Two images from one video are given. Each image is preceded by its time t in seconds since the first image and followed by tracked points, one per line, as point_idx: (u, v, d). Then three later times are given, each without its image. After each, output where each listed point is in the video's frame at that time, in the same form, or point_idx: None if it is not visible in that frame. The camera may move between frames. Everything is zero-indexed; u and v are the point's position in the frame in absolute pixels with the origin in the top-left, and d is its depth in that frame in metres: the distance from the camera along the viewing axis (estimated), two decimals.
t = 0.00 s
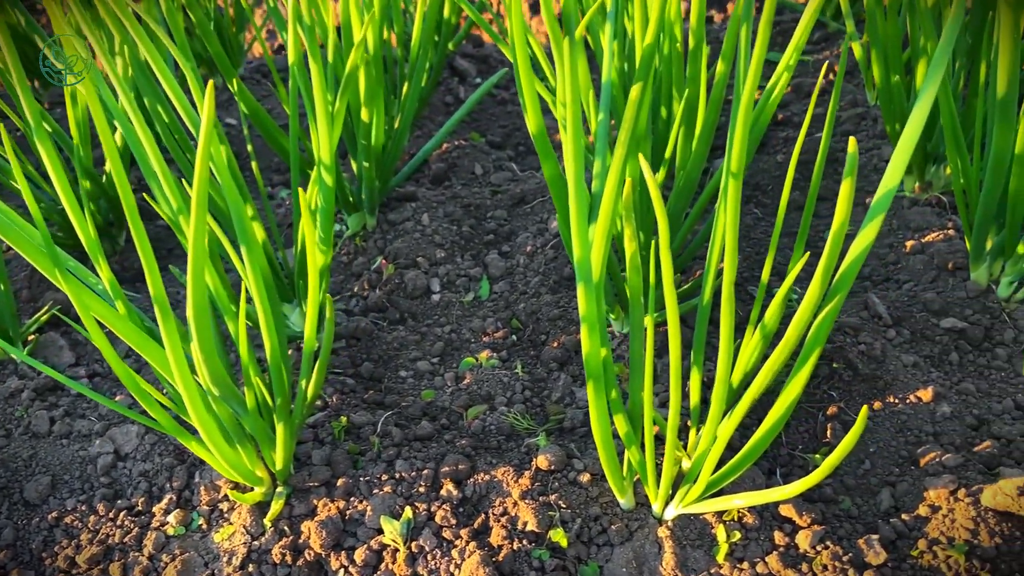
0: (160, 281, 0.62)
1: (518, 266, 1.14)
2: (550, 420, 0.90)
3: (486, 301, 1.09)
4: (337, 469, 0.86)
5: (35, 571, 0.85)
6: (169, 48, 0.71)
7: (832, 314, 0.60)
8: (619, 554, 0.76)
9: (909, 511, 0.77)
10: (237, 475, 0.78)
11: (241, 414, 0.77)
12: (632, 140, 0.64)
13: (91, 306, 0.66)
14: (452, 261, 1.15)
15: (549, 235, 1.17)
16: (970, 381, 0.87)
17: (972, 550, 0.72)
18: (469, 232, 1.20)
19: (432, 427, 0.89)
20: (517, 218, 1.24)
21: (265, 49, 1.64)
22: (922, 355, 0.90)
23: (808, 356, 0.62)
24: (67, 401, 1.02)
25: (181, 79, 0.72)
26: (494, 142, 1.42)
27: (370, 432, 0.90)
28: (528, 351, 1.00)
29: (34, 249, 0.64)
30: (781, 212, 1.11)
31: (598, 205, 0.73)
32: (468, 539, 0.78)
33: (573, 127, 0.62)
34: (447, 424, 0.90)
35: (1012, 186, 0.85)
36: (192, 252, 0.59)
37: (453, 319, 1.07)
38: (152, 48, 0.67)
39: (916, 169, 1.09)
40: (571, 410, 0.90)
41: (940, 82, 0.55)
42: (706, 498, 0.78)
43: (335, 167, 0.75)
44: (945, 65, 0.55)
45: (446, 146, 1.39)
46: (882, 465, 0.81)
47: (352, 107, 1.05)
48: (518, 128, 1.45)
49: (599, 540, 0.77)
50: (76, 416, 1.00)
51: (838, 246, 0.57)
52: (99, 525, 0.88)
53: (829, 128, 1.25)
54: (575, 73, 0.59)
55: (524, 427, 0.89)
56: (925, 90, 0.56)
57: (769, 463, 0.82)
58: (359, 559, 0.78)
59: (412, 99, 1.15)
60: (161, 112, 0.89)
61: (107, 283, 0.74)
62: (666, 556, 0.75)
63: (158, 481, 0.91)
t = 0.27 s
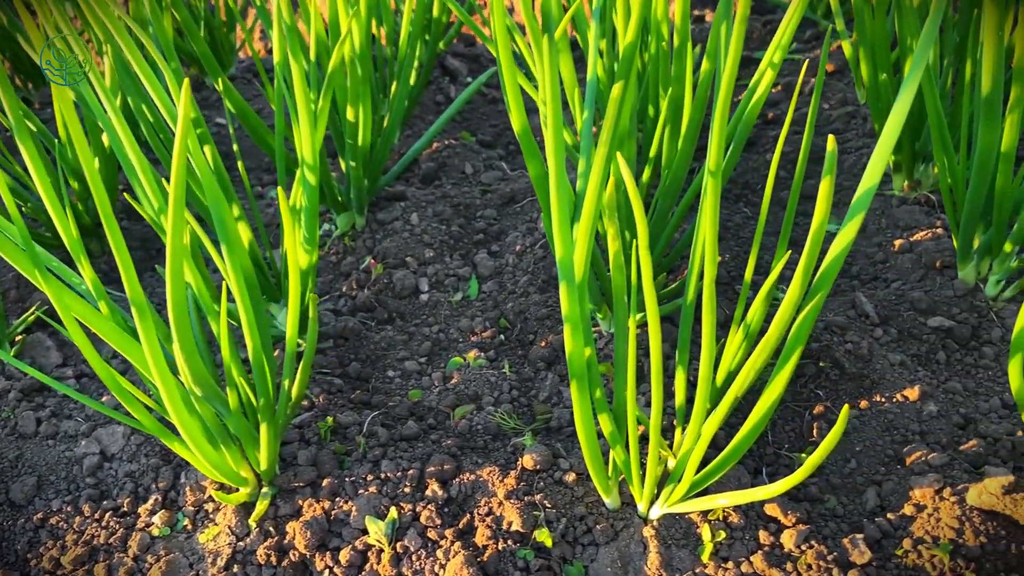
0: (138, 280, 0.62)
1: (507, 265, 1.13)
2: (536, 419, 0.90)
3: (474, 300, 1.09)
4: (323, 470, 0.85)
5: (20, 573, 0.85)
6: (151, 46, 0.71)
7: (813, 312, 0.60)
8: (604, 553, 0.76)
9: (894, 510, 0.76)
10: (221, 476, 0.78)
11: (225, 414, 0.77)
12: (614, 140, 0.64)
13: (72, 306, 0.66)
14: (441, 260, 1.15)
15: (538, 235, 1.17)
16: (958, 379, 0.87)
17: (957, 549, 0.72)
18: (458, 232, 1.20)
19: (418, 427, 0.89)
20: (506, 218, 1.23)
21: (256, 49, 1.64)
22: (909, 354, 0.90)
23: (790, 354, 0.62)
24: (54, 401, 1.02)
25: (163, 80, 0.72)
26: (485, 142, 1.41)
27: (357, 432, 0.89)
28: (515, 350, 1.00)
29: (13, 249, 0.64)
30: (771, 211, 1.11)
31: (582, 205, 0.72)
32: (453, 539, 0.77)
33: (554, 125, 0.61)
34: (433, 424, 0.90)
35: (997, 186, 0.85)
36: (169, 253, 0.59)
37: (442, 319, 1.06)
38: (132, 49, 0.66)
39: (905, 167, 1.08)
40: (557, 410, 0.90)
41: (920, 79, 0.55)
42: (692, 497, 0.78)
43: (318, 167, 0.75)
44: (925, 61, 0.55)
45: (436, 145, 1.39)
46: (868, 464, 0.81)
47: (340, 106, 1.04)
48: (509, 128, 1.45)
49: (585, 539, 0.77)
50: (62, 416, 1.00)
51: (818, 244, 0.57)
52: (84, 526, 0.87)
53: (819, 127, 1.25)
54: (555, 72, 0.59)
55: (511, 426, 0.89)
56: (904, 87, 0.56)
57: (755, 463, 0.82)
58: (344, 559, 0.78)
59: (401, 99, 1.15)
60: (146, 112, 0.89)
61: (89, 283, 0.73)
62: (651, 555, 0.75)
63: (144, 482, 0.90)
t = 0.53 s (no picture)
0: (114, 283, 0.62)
1: (495, 266, 1.13)
2: (522, 421, 0.89)
3: (462, 302, 1.08)
4: (307, 472, 0.85)
5: None
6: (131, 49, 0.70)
7: (792, 314, 0.60)
8: (588, 556, 0.76)
9: (878, 511, 0.76)
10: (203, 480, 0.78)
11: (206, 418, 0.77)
12: (593, 142, 0.63)
13: (50, 309, 0.65)
14: (429, 262, 1.15)
15: (526, 236, 1.17)
16: (944, 380, 0.87)
17: (941, 550, 0.72)
18: (446, 233, 1.20)
19: (403, 429, 0.88)
20: (495, 219, 1.23)
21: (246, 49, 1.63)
22: (895, 355, 0.90)
23: (771, 355, 0.62)
24: (40, 404, 1.01)
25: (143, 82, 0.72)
26: (475, 142, 1.41)
27: (342, 435, 0.89)
28: (502, 352, 1.00)
29: None
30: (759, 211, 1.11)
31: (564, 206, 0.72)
32: (437, 542, 0.77)
33: (531, 127, 0.61)
34: (419, 427, 0.90)
35: (982, 184, 0.85)
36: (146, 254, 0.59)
37: (429, 320, 1.06)
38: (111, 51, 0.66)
39: (892, 167, 1.08)
40: (543, 412, 0.90)
41: (896, 82, 0.55)
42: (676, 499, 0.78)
43: (299, 169, 0.75)
44: (902, 63, 0.55)
45: (425, 146, 1.39)
46: (853, 465, 0.81)
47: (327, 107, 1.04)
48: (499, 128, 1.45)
49: (569, 542, 0.77)
50: (48, 419, 0.99)
51: (796, 246, 0.57)
52: (68, 529, 0.87)
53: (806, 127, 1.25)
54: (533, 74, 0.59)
55: (496, 428, 0.88)
56: (882, 89, 0.56)
57: (740, 464, 0.82)
58: (327, 562, 0.78)
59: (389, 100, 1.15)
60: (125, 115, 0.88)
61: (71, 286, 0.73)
62: (635, 557, 0.75)
63: (129, 485, 0.90)
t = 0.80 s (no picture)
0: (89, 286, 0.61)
1: (483, 267, 1.13)
2: (508, 423, 0.89)
3: (449, 303, 1.08)
4: (291, 474, 0.85)
5: None
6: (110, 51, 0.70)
7: (770, 316, 0.60)
8: (572, 557, 0.76)
9: (862, 512, 0.76)
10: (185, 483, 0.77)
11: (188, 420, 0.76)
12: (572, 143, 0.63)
13: (29, 312, 0.65)
14: (417, 263, 1.15)
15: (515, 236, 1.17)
16: (929, 380, 0.87)
17: (924, 551, 0.72)
18: (434, 234, 1.20)
19: (388, 431, 0.88)
20: (484, 219, 1.23)
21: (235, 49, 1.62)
22: (881, 355, 0.90)
23: (751, 356, 0.62)
24: (26, 406, 1.01)
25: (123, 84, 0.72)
26: (464, 142, 1.41)
27: (327, 437, 0.89)
28: (489, 353, 0.99)
29: None
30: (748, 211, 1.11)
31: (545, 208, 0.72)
32: (420, 544, 0.77)
33: (511, 130, 0.61)
34: (404, 428, 0.90)
35: (967, 184, 0.85)
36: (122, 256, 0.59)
37: (416, 321, 1.06)
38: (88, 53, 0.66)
39: (880, 167, 1.08)
40: (529, 413, 0.90)
41: (873, 82, 0.55)
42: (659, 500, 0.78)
43: (280, 171, 0.75)
44: (879, 63, 0.54)
45: (415, 147, 1.38)
46: (838, 465, 0.80)
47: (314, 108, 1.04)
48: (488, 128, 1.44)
49: (552, 543, 0.77)
50: (33, 422, 0.99)
51: (773, 248, 0.57)
52: (52, 532, 0.87)
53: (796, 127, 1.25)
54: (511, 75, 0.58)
55: (482, 430, 0.88)
56: (859, 90, 0.56)
57: (725, 465, 0.82)
58: (311, 565, 0.77)
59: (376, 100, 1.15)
60: (106, 117, 0.88)
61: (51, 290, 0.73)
62: (618, 559, 0.75)
63: (114, 487, 0.90)
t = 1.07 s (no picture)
0: (66, 290, 0.61)
1: (471, 269, 1.13)
2: (494, 425, 0.89)
3: (438, 305, 1.08)
4: (277, 478, 0.85)
5: None
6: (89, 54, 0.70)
7: (749, 319, 0.60)
8: (556, 560, 0.76)
9: (846, 514, 0.76)
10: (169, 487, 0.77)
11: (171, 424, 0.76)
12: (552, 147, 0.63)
13: (8, 316, 0.65)
14: (405, 265, 1.15)
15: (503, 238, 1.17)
16: (914, 382, 0.87)
17: (906, 553, 0.72)
18: (423, 236, 1.20)
19: (373, 434, 0.88)
20: (473, 221, 1.23)
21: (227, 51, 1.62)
22: (866, 357, 0.90)
23: (730, 359, 0.62)
24: (13, 410, 1.01)
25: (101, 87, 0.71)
26: (454, 144, 1.41)
27: (312, 440, 0.89)
28: (476, 356, 0.99)
29: None
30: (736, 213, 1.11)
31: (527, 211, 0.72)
32: (405, 548, 0.77)
33: (490, 136, 0.61)
34: (390, 432, 0.90)
35: (950, 186, 0.85)
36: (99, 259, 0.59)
37: (404, 324, 1.06)
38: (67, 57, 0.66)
39: (867, 168, 1.08)
40: (515, 416, 0.90)
41: (849, 87, 0.55)
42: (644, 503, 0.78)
43: (264, 176, 0.76)
44: (855, 68, 0.54)
45: (405, 148, 1.38)
46: (822, 467, 0.81)
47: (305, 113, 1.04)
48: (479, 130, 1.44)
49: (537, 546, 0.77)
50: (20, 426, 0.99)
51: (751, 252, 0.57)
52: (38, 536, 0.87)
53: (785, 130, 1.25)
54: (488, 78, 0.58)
55: (468, 433, 0.88)
56: (836, 93, 0.56)
57: (710, 467, 0.82)
58: (295, 569, 0.77)
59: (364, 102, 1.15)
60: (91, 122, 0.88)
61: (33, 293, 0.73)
62: (602, 562, 0.75)
63: (100, 491, 0.90)
